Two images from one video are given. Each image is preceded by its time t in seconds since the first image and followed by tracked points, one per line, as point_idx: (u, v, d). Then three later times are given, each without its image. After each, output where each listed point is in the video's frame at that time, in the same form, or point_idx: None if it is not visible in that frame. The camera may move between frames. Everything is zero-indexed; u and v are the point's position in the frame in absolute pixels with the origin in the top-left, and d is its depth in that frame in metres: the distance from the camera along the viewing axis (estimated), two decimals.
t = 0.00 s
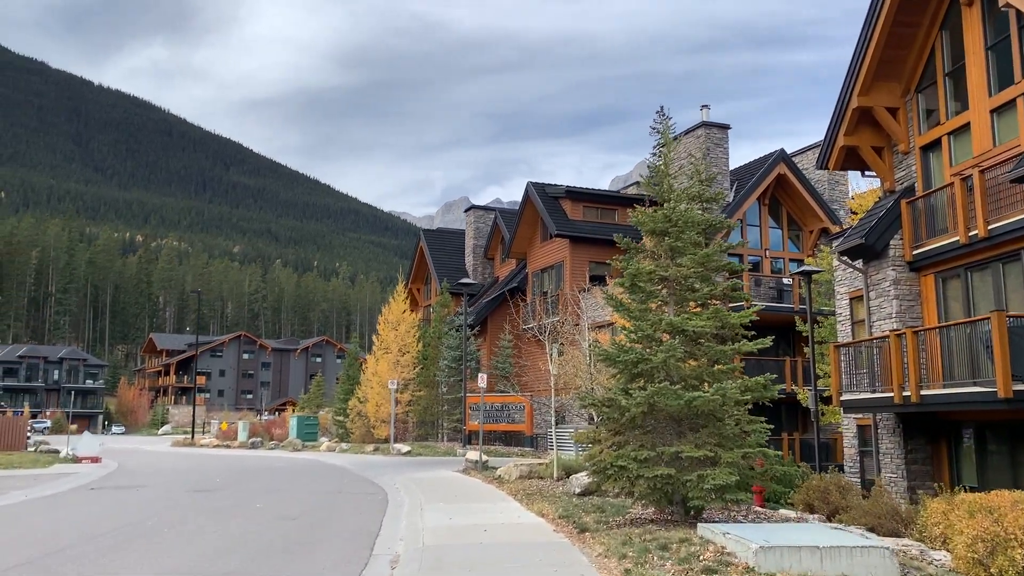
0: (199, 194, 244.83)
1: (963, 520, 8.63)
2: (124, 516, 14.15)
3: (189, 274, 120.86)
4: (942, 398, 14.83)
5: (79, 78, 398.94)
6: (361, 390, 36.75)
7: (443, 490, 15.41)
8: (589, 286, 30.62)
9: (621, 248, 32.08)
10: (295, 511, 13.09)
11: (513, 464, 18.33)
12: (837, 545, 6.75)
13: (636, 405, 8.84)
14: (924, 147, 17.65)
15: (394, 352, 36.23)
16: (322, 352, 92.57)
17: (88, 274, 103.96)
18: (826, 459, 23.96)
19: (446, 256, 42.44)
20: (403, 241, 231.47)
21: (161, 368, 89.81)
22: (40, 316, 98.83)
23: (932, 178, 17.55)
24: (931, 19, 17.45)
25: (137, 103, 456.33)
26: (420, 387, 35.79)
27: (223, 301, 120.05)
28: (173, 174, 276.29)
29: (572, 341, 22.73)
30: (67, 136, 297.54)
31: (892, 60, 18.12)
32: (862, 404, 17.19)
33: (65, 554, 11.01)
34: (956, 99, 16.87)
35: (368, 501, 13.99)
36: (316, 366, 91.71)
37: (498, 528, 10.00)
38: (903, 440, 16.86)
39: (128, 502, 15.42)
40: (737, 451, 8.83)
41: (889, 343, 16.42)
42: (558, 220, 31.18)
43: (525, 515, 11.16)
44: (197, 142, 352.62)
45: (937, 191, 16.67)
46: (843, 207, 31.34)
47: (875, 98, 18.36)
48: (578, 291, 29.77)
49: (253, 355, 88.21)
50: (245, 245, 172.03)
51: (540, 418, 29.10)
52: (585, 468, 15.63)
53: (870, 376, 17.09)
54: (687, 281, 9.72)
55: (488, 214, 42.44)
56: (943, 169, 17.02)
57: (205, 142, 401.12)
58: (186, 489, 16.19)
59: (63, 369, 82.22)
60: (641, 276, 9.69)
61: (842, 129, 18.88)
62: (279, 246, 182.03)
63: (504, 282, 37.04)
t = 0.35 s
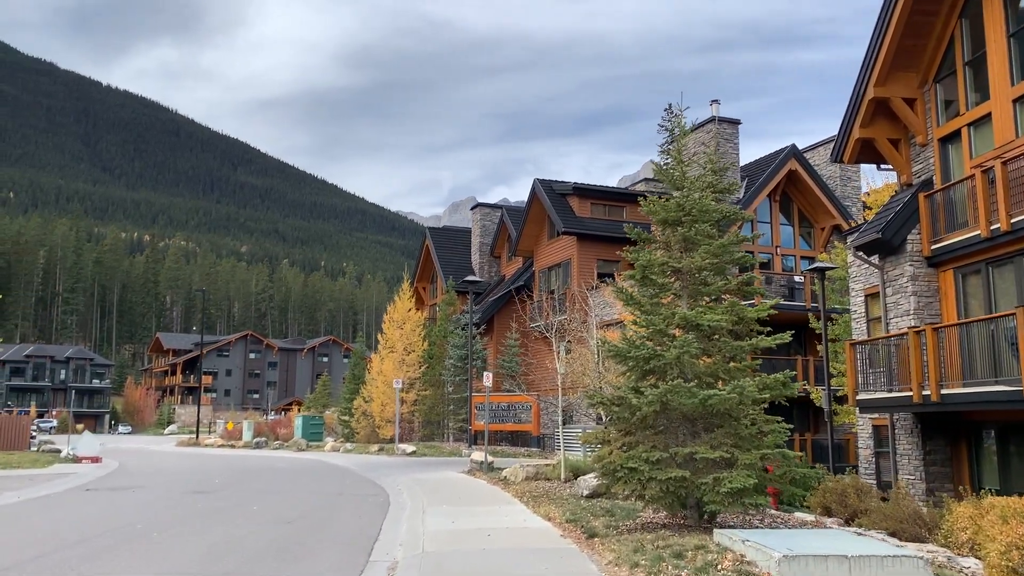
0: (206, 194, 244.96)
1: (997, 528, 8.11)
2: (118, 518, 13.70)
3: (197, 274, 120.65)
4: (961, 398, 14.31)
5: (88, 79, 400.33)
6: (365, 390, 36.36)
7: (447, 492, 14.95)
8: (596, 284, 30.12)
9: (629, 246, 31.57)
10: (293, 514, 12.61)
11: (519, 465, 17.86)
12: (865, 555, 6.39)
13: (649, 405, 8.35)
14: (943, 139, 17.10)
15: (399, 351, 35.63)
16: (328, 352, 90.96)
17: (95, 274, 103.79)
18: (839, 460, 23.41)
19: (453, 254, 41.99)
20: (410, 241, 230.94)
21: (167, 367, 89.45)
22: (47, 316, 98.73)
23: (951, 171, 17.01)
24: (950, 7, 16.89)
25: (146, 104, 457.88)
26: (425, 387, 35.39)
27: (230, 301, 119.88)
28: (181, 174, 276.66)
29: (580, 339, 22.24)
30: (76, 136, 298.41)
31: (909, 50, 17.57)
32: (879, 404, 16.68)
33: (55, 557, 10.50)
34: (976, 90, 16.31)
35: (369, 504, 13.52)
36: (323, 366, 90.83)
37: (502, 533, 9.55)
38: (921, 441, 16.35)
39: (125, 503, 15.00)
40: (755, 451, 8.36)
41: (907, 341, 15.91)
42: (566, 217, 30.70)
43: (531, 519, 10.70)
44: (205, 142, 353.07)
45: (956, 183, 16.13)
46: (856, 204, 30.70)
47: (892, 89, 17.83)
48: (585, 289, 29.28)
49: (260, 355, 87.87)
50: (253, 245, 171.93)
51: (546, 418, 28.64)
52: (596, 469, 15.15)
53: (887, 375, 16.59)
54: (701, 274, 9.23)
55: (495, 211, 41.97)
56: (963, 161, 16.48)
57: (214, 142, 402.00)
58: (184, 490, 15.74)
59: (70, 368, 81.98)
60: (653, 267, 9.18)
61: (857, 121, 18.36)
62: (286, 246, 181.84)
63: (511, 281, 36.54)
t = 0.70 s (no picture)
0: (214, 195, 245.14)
1: None
2: (110, 522, 13.26)
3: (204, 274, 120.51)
4: (982, 398, 13.79)
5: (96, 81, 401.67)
6: (371, 390, 35.99)
7: (451, 494, 14.52)
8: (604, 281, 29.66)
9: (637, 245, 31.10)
10: (290, 518, 12.15)
11: (525, 466, 17.40)
12: (897, 567, 5.99)
13: (662, 405, 7.91)
14: (962, 130, 16.59)
15: (404, 350, 35.37)
16: (336, 351, 91.82)
17: (102, 274, 103.73)
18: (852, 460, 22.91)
19: (458, 253, 41.56)
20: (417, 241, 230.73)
21: (175, 367, 89.08)
22: (54, 316, 98.59)
23: (970, 164, 16.51)
24: None
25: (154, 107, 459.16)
26: (431, 386, 34.99)
27: (237, 302, 119.71)
28: (189, 175, 277.07)
29: (587, 337, 21.75)
30: (84, 137, 299.16)
31: (926, 40, 17.08)
32: (897, 404, 16.18)
33: (40, 561, 10.07)
34: (996, 80, 15.79)
35: (370, 507, 13.06)
36: (330, 365, 91.08)
37: (508, 538, 9.12)
38: (939, 442, 15.88)
39: (121, 506, 14.57)
40: (774, 453, 7.91)
41: (925, 338, 15.44)
42: (572, 215, 30.26)
43: (538, 523, 10.28)
44: (212, 143, 353.46)
45: (976, 176, 15.62)
46: (868, 200, 30.07)
47: (908, 79, 17.33)
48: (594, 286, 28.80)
49: (267, 355, 87.63)
50: (260, 245, 171.88)
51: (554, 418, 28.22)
52: (605, 471, 14.69)
53: (904, 374, 16.06)
54: (716, 266, 8.78)
55: (501, 209, 41.54)
56: (983, 153, 15.96)
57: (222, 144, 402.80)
58: (182, 492, 15.31)
59: (77, 368, 81.75)
60: (665, 259, 8.74)
61: (873, 113, 17.91)
62: (293, 246, 181.75)
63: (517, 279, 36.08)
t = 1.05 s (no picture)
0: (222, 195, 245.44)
1: None
2: (103, 525, 12.85)
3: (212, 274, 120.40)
4: (1006, 399, 13.26)
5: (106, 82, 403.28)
6: (377, 390, 35.57)
7: (456, 499, 14.06)
8: (614, 279, 29.15)
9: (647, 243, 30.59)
10: (288, 524, 11.67)
11: (533, 469, 16.93)
12: None
13: (676, 408, 7.45)
14: (983, 122, 16.04)
15: (410, 350, 34.93)
16: (342, 350, 90.84)
17: (110, 275, 103.65)
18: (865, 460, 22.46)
19: (465, 252, 41.08)
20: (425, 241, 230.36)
21: (182, 368, 88.71)
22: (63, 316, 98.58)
23: (992, 157, 15.96)
24: None
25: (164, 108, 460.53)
26: (437, 387, 34.54)
27: (245, 302, 119.49)
28: (197, 175, 277.59)
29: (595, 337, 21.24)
30: (94, 138, 300.20)
31: (945, 29, 16.53)
32: (917, 405, 15.64)
33: (25, 565, 9.65)
34: (1019, 69, 15.23)
35: (372, 512, 12.61)
36: (337, 365, 90.22)
37: (513, 547, 8.69)
38: (960, 444, 15.33)
39: (115, 509, 14.12)
40: (797, 459, 7.43)
41: (946, 336, 14.90)
42: (580, 212, 29.79)
43: (544, 531, 9.84)
44: (220, 144, 353.87)
45: (999, 169, 15.06)
46: (881, 196, 29.39)
47: (927, 70, 16.79)
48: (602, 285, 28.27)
49: (274, 355, 87.29)
50: (269, 246, 171.86)
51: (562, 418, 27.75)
52: (616, 474, 14.21)
53: (923, 374, 15.54)
54: (733, 259, 8.29)
55: (508, 207, 41.04)
56: (1005, 146, 15.40)
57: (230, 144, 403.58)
58: (179, 496, 14.89)
59: (85, 368, 81.67)
60: (679, 252, 8.24)
61: (890, 105, 17.39)
62: (302, 246, 181.67)
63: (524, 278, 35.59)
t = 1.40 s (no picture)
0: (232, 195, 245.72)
1: None
2: (97, 527, 12.40)
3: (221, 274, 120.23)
4: None
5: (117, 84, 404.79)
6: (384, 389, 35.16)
7: (463, 501, 13.58)
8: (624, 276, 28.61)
9: (658, 239, 30.05)
10: (285, 528, 11.14)
11: (541, 470, 16.44)
12: None
13: (694, 408, 6.95)
14: (1007, 111, 15.45)
15: (418, 349, 34.51)
16: (352, 351, 91.27)
17: (120, 274, 103.58)
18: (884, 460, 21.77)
19: (473, 250, 40.58)
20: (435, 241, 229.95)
21: (192, 367, 88.51)
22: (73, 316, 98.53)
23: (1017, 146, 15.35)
24: None
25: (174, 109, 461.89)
26: (445, 386, 34.07)
27: (255, 301, 119.41)
28: (207, 175, 278.02)
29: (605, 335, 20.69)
30: (104, 139, 301.17)
31: (968, 14, 15.93)
32: (940, 403, 15.06)
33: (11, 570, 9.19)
34: None
35: (375, 515, 12.11)
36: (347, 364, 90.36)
37: (520, 554, 8.20)
38: (985, 444, 14.77)
39: (113, 511, 13.69)
40: (824, 461, 6.90)
41: (971, 332, 14.33)
42: (590, 209, 29.29)
43: (554, 535, 9.36)
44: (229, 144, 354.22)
45: None
46: (897, 192, 28.67)
47: (949, 57, 16.21)
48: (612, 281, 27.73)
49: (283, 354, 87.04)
50: (279, 246, 171.76)
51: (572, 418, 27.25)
52: (629, 475, 13.70)
53: (945, 372, 14.98)
54: (754, 249, 7.76)
55: (516, 205, 40.53)
56: None
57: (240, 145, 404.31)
58: (178, 497, 14.45)
59: (94, 368, 81.53)
60: (696, 240, 7.72)
61: (910, 94, 16.83)
62: (312, 246, 181.51)
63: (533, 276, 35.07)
